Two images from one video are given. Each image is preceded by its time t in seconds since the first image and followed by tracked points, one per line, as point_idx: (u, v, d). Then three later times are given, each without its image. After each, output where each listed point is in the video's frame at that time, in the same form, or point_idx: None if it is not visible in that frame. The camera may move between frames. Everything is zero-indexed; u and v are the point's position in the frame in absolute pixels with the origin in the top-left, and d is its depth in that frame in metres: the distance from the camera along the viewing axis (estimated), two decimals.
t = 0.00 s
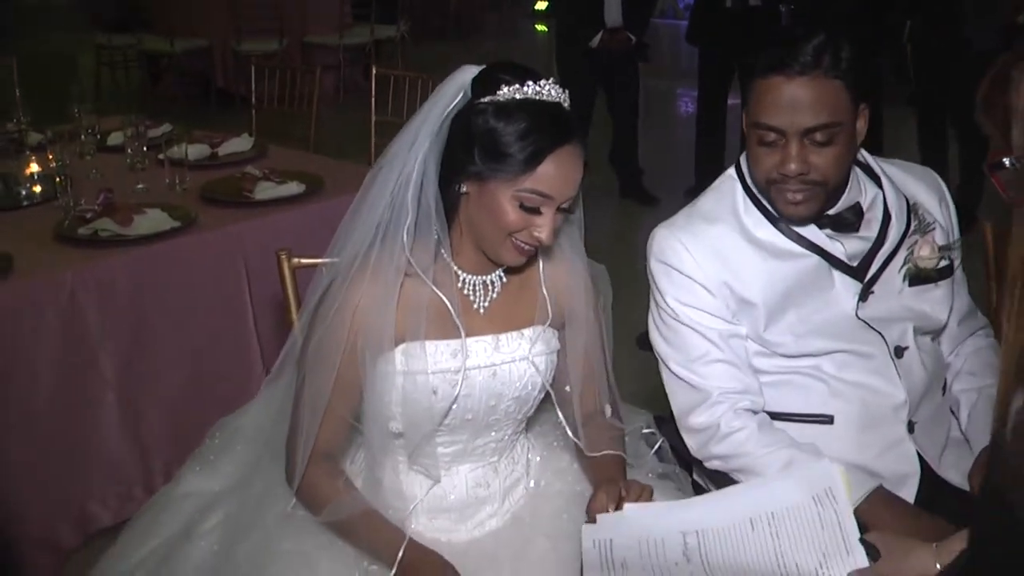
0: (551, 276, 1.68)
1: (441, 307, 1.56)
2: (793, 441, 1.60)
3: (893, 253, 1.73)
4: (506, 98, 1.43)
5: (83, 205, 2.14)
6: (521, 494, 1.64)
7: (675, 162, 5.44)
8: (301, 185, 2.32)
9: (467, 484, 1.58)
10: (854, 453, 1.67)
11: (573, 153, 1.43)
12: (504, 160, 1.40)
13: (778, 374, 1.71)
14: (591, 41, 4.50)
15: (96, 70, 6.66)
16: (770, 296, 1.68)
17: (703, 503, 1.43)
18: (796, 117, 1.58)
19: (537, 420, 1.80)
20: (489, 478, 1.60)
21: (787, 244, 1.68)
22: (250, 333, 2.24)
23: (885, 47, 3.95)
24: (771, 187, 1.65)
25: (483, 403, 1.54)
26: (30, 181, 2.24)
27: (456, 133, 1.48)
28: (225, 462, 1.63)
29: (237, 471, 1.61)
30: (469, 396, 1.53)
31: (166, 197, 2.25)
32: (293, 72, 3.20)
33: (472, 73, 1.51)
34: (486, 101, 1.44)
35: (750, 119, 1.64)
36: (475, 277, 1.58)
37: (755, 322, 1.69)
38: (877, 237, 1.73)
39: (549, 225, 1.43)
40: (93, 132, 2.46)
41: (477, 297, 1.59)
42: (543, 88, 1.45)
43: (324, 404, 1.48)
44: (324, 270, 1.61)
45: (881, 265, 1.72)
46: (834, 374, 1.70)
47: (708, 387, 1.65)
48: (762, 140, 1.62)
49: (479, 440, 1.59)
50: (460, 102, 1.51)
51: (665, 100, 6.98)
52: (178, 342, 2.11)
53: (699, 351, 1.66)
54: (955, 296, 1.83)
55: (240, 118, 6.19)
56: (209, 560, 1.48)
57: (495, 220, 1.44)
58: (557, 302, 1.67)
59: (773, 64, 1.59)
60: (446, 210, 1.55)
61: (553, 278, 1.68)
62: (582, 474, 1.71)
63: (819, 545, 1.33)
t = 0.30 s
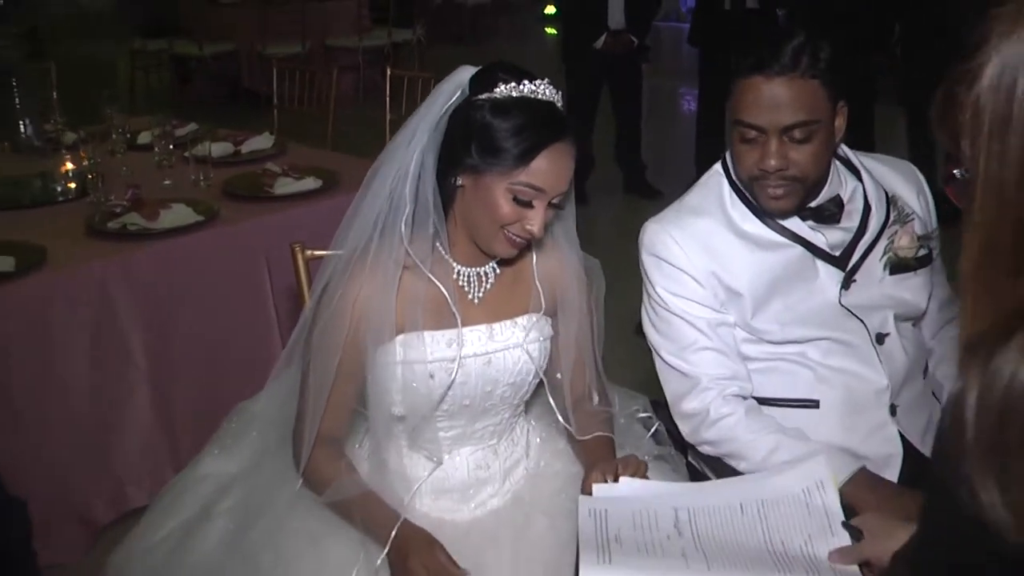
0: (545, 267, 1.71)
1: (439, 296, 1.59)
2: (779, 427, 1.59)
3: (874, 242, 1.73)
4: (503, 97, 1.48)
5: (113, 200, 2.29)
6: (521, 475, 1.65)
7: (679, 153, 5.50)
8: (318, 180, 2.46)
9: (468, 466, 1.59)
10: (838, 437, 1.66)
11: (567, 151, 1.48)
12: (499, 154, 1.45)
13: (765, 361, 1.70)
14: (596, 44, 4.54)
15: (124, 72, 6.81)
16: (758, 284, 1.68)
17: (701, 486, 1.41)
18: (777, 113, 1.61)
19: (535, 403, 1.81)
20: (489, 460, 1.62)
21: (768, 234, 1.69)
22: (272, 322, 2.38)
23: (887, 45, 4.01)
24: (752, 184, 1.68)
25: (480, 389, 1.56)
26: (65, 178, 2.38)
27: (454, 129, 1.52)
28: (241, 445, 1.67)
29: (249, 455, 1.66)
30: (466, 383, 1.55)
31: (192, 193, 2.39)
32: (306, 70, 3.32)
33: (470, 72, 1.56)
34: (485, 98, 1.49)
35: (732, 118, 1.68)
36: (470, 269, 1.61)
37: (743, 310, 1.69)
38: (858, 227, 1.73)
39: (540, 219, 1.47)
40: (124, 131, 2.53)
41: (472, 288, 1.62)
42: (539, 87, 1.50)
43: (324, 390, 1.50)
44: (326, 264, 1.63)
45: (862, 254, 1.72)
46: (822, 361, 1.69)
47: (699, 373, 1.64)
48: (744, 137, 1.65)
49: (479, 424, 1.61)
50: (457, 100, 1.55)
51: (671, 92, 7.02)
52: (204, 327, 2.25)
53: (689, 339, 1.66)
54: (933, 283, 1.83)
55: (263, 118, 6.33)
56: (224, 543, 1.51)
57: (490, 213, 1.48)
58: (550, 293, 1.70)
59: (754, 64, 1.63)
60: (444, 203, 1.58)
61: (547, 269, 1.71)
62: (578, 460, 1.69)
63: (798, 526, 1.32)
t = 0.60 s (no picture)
0: (535, 250, 1.69)
1: (430, 282, 1.57)
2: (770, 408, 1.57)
3: (875, 223, 1.67)
4: (490, 81, 1.48)
5: (125, 184, 2.33)
6: (519, 456, 1.63)
7: (685, 137, 5.48)
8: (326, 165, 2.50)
9: (465, 449, 1.57)
10: (837, 418, 1.61)
11: (556, 134, 1.47)
12: (487, 136, 1.44)
13: (764, 342, 1.66)
14: (603, 32, 4.55)
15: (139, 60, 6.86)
16: (760, 262, 1.64)
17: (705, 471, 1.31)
18: (788, 86, 1.58)
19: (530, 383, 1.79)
20: (487, 442, 1.60)
21: (773, 213, 1.64)
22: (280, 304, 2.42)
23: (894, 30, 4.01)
24: (759, 159, 1.63)
25: (472, 374, 1.54)
26: (79, 164, 2.43)
27: (443, 114, 1.51)
28: (246, 428, 1.68)
29: (255, 436, 1.66)
30: (458, 369, 1.53)
31: (203, 178, 2.44)
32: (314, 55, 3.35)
33: (458, 57, 1.55)
34: (472, 82, 1.48)
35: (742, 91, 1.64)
36: (459, 255, 1.59)
37: (743, 288, 1.66)
38: (859, 207, 1.68)
39: (530, 200, 1.46)
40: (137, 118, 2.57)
41: (462, 274, 1.60)
42: (525, 72, 1.50)
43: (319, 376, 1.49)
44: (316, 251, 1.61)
45: (863, 235, 1.67)
46: (820, 341, 1.65)
47: (692, 355, 1.61)
48: (754, 109, 1.61)
49: (474, 408, 1.58)
50: (445, 85, 1.54)
51: (678, 78, 7.00)
52: (213, 308, 2.29)
53: (683, 320, 1.63)
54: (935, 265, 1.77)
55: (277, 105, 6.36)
56: (228, 521, 1.50)
57: (478, 195, 1.47)
58: (541, 276, 1.69)
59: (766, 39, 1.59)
60: (433, 189, 1.56)
61: (536, 251, 1.69)
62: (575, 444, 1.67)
63: (791, 516, 1.20)
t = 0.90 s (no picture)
0: (540, 229, 1.65)
1: (429, 259, 1.53)
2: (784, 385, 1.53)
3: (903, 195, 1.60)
4: (490, 55, 1.43)
5: (137, 158, 2.32)
6: (528, 432, 1.60)
7: (705, 110, 5.42)
8: (340, 139, 2.47)
9: (473, 427, 1.54)
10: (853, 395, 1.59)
11: (558, 109, 1.43)
12: (487, 114, 1.40)
13: (784, 314, 1.62)
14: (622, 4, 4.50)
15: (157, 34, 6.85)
16: (785, 232, 1.60)
17: (712, 451, 1.27)
18: (829, 48, 1.51)
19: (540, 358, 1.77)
20: (495, 419, 1.57)
21: (803, 181, 1.59)
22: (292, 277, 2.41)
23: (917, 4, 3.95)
24: (794, 124, 1.58)
25: (476, 352, 1.51)
26: (92, 138, 2.41)
27: (441, 92, 1.47)
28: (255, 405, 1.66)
29: (263, 412, 1.64)
30: (461, 347, 1.50)
31: (216, 151, 2.42)
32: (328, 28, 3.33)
33: (455, 32, 1.51)
34: (469, 58, 1.44)
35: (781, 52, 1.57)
36: (460, 233, 1.55)
37: (767, 259, 1.61)
38: (888, 179, 1.61)
39: (531, 178, 1.43)
40: (150, 92, 2.55)
41: (464, 252, 1.56)
42: (527, 46, 1.46)
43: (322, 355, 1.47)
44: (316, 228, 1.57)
45: (890, 208, 1.60)
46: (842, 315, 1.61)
47: (706, 326, 1.57)
48: (793, 71, 1.55)
49: (480, 384, 1.55)
50: (441, 63, 1.50)
51: (697, 52, 6.93)
52: (226, 280, 2.29)
53: (701, 290, 1.59)
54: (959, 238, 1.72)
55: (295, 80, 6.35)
56: (233, 499, 1.50)
57: (479, 174, 1.44)
58: (545, 251, 1.66)
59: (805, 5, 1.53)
60: (433, 168, 1.52)
61: (541, 230, 1.66)
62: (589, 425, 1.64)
63: (806, 496, 1.18)
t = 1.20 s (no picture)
0: (540, 217, 1.63)
1: (426, 249, 1.51)
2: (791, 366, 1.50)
3: (920, 175, 1.57)
4: (486, 39, 1.40)
5: (135, 144, 2.30)
6: (532, 419, 1.58)
7: (708, 89, 5.37)
8: (339, 122, 2.44)
9: (476, 415, 1.52)
10: (864, 378, 1.57)
11: (556, 94, 1.40)
12: (484, 101, 1.38)
13: (797, 294, 1.60)
14: None
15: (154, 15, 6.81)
16: (798, 211, 1.56)
17: (720, 437, 1.25)
18: (835, 34, 1.46)
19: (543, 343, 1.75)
20: (498, 406, 1.55)
21: (817, 160, 1.55)
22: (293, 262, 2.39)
23: None
24: (801, 106, 1.54)
25: (476, 341, 1.49)
26: (89, 125, 2.39)
27: (435, 77, 1.44)
28: (256, 395, 1.64)
29: (264, 402, 1.63)
30: (461, 338, 1.47)
31: (213, 136, 2.40)
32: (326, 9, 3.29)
33: (451, 13, 1.47)
34: (463, 42, 1.41)
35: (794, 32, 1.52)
36: (458, 221, 1.52)
37: (779, 238, 1.58)
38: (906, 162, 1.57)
39: (529, 165, 1.41)
40: (146, 76, 2.53)
41: (463, 241, 1.53)
42: (523, 30, 1.43)
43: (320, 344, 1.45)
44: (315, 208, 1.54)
45: (907, 189, 1.56)
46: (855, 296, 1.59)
47: (713, 305, 1.56)
48: (802, 53, 1.50)
49: (482, 372, 1.53)
50: (434, 46, 1.46)
51: (698, 30, 6.88)
52: (225, 267, 2.27)
53: (710, 267, 1.57)
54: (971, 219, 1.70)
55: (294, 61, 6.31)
56: (233, 492, 1.48)
57: (475, 162, 1.42)
58: (545, 238, 1.63)
59: None
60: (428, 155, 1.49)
61: (541, 216, 1.63)
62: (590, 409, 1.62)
63: (816, 484, 1.16)
